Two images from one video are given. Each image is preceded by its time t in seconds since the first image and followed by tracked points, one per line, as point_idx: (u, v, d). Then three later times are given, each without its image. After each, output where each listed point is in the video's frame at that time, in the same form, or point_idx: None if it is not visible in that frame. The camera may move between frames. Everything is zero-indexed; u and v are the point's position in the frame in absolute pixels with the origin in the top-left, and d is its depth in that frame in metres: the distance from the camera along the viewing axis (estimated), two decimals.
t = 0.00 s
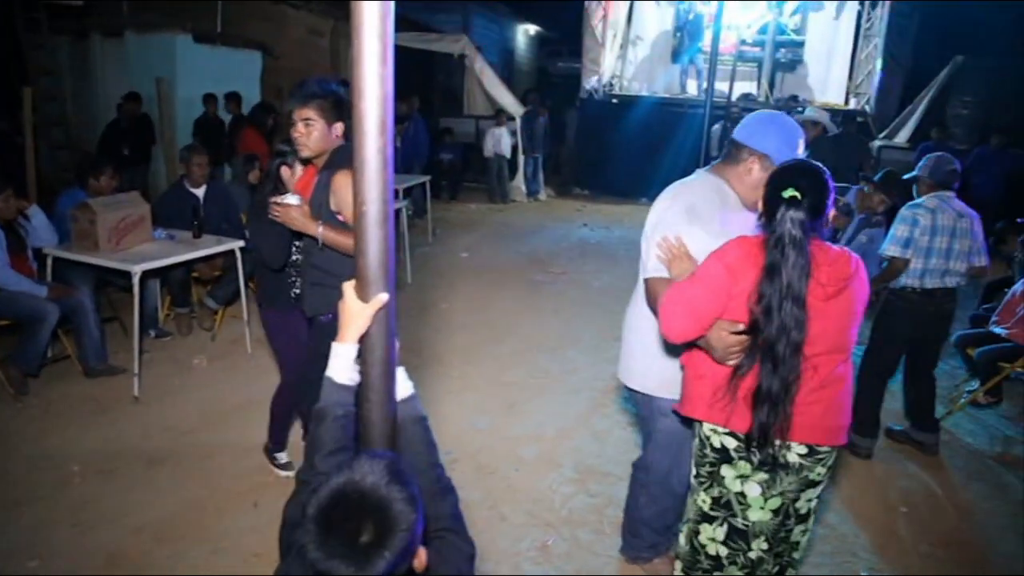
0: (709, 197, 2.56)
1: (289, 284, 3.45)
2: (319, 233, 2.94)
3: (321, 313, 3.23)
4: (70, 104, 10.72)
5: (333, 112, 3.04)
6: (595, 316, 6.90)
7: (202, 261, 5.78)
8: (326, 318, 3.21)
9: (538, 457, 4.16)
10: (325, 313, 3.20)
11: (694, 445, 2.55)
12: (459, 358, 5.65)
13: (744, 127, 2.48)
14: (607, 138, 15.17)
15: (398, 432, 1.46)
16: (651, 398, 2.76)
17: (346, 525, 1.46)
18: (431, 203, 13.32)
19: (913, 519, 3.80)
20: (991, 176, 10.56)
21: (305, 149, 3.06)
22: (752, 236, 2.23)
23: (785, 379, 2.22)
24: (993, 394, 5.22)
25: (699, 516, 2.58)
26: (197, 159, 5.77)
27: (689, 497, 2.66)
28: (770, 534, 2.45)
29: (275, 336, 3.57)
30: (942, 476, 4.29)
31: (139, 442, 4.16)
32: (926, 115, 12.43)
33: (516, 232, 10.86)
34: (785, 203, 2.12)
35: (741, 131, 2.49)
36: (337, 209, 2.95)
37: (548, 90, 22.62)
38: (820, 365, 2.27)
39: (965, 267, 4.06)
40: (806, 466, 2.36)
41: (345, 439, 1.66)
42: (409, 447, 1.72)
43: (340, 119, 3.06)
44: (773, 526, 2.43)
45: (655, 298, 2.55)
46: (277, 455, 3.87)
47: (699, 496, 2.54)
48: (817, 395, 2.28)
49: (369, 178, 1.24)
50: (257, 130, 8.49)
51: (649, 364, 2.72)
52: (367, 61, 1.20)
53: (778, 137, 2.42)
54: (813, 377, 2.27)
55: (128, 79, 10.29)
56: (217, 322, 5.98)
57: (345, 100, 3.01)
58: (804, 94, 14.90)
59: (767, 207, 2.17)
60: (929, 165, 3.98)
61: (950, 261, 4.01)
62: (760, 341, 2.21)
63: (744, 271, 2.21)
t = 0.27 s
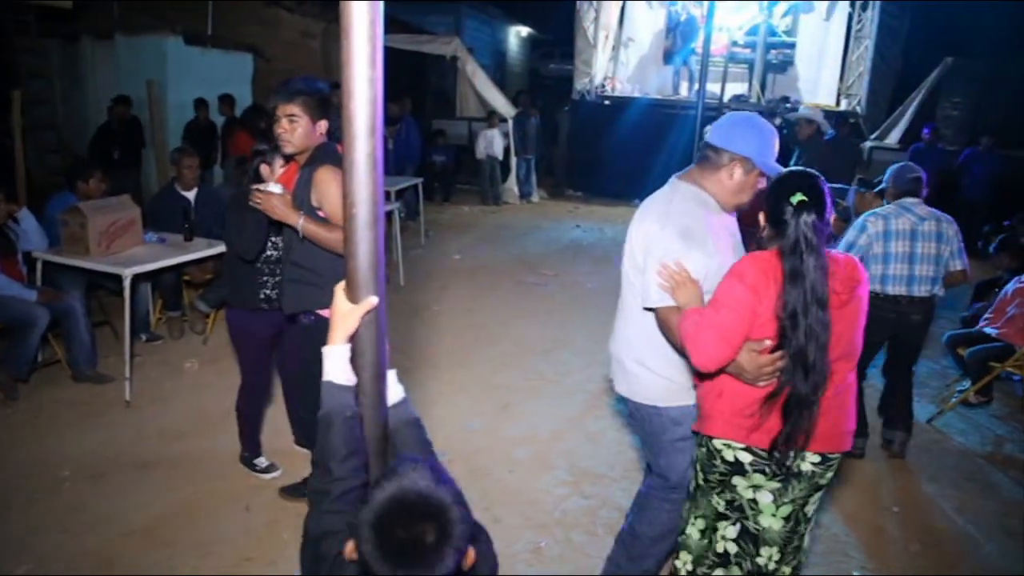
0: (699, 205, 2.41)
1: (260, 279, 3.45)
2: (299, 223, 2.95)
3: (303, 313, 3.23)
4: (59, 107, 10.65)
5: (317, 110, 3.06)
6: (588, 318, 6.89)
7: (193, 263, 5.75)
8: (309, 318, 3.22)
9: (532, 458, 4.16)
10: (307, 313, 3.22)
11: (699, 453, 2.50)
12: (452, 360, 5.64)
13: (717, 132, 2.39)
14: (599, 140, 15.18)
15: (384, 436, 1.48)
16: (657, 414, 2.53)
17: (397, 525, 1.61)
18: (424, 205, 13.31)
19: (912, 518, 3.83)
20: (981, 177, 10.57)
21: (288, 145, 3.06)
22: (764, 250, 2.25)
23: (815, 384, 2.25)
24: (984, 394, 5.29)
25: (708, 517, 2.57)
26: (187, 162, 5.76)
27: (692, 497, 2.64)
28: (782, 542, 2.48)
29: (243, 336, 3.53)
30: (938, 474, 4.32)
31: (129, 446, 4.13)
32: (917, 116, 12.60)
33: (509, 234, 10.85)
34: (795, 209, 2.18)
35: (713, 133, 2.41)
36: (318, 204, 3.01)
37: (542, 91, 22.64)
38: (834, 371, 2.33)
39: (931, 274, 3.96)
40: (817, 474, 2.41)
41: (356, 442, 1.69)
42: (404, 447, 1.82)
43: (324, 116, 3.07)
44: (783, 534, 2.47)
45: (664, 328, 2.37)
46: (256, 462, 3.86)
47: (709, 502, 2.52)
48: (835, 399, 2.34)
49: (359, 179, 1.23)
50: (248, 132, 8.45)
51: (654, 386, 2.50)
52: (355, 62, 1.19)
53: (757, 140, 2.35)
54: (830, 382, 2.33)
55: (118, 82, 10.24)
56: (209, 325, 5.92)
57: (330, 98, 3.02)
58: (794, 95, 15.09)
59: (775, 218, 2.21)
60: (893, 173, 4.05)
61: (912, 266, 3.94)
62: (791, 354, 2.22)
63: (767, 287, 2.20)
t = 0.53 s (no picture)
0: (686, 207, 2.36)
1: (240, 282, 3.43)
2: (289, 225, 2.93)
3: (289, 318, 3.23)
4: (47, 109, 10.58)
5: (301, 114, 3.09)
6: (579, 318, 6.89)
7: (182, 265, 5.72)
8: (294, 321, 3.22)
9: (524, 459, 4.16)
10: (292, 316, 3.21)
11: (704, 460, 2.44)
12: (443, 361, 5.63)
13: (696, 133, 2.38)
14: (590, 141, 15.19)
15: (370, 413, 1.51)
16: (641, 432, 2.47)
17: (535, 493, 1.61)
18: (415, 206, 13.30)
19: (903, 517, 3.84)
20: (970, 177, 10.62)
21: (273, 149, 3.07)
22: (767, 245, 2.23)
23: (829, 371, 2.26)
24: (973, 393, 5.34)
25: (715, 528, 2.49)
26: (177, 163, 5.73)
27: (694, 509, 2.56)
28: (794, 537, 2.44)
29: (222, 341, 3.54)
30: (928, 473, 4.34)
31: (119, 450, 4.11)
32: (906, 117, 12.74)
33: (500, 234, 10.85)
34: (793, 201, 2.20)
35: (690, 137, 2.41)
36: (306, 205, 3.01)
37: (533, 91, 22.66)
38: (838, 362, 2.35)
39: (918, 267, 3.86)
40: (828, 462, 2.38)
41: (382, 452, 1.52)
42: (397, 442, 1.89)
43: (308, 120, 3.10)
44: (795, 529, 2.42)
45: (661, 332, 2.27)
46: (246, 465, 3.86)
47: (717, 511, 2.44)
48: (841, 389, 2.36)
49: (347, 181, 1.23)
50: (237, 133, 8.42)
51: (640, 400, 2.43)
52: (343, 64, 1.19)
53: (737, 142, 2.35)
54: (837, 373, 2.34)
55: (107, 83, 10.18)
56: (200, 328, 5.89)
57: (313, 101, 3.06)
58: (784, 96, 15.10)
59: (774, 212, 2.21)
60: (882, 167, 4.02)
61: (897, 259, 3.86)
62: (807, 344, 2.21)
63: (779, 280, 2.17)
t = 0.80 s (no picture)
0: (671, 202, 2.34)
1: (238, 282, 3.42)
2: (288, 225, 2.95)
3: (287, 312, 3.20)
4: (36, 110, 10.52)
5: (290, 110, 3.07)
6: (571, 318, 6.89)
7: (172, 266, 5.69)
8: (293, 314, 3.19)
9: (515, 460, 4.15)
10: (291, 309, 3.19)
11: (708, 475, 2.41)
12: (435, 362, 5.62)
13: (671, 128, 2.37)
14: (582, 141, 15.21)
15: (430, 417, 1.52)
16: (624, 433, 2.47)
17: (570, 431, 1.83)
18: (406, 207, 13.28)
19: (895, 514, 3.86)
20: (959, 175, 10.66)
21: (263, 145, 3.06)
22: (765, 253, 2.20)
23: (825, 389, 2.24)
24: (964, 390, 5.36)
25: (716, 543, 2.45)
26: (166, 164, 5.70)
27: (692, 524, 2.53)
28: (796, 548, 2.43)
29: (220, 341, 3.51)
30: (918, 470, 4.36)
31: (109, 453, 4.09)
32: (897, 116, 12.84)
33: (492, 235, 10.83)
34: (798, 214, 2.16)
35: (663, 131, 2.41)
36: (301, 203, 3.04)
37: (525, 91, 22.66)
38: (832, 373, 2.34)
39: (915, 276, 3.85)
40: (824, 476, 2.38)
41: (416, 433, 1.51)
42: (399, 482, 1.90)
43: (297, 115, 3.08)
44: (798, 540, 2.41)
45: (652, 324, 2.23)
46: (238, 466, 3.83)
47: (720, 525, 2.41)
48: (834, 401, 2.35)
49: (336, 181, 1.22)
50: (227, 133, 8.38)
51: (628, 398, 2.42)
52: (330, 64, 1.19)
53: (712, 135, 2.35)
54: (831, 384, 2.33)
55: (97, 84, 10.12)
56: (190, 330, 5.87)
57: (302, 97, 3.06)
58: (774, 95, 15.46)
59: (775, 224, 2.17)
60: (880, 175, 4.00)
61: (895, 267, 3.86)
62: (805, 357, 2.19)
63: (778, 290, 2.15)
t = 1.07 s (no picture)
0: (660, 209, 2.35)
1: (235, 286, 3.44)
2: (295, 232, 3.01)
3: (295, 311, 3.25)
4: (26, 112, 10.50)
5: (291, 117, 3.12)
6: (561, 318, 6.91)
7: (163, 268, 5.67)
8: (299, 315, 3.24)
9: (506, 460, 4.15)
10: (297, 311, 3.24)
11: (712, 467, 2.38)
12: (427, 363, 5.62)
13: (659, 128, 2.38)
14: (574, 141, 15.23)
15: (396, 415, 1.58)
16: (633, 435, 2.41)
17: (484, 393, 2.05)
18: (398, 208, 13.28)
19: (885, 510, 3.88)
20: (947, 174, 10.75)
21: (263, 151, 3.13)
22: (762, 246, 2.20)
23: (818, 383, 2.21)
24: (955, 386, 5.38)
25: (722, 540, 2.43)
26: (157, 166, 5.69)
27: (696, 522, 2.50)
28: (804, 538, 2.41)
29: (216, 341, 3.51)
30: (908, 466, 4.38)
31: (100, 456, 4.07)
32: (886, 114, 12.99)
33: (484, 235, 10.84)
34: (797, 211, 2.15)
35: (649, 132, 2.41)
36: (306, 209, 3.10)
37: (517, 91, 22.69)
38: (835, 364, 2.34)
39: (902, 270, 3.84)
40: (825, 467, 2.37)
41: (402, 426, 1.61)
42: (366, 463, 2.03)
43: (297, 123, 3.11)
44: (805, 530, 2.40)
45: (648, 333, 2.28)
46: (223, 467, 3.82)
47: (726, 519, 2.38)
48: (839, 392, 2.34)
49: (320, 183, 1.22)
50: (218, 134, 8.36)
51: (627, 400, 2.39)
52: (316, 67, 1.19)
53: (699, 135, 2.36)
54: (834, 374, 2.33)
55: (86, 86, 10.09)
56: (182, 332, 5.85)
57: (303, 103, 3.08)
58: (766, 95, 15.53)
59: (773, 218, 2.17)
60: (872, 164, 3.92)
61: (882, 260, 3.84)
62: (802, 352, 2.19)
63: (775, 284, 2.15)
